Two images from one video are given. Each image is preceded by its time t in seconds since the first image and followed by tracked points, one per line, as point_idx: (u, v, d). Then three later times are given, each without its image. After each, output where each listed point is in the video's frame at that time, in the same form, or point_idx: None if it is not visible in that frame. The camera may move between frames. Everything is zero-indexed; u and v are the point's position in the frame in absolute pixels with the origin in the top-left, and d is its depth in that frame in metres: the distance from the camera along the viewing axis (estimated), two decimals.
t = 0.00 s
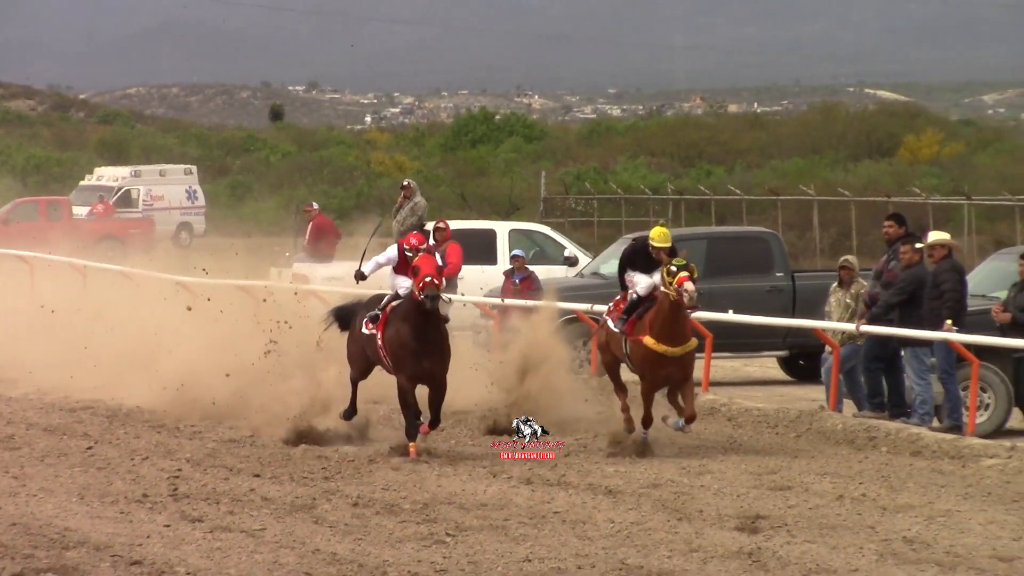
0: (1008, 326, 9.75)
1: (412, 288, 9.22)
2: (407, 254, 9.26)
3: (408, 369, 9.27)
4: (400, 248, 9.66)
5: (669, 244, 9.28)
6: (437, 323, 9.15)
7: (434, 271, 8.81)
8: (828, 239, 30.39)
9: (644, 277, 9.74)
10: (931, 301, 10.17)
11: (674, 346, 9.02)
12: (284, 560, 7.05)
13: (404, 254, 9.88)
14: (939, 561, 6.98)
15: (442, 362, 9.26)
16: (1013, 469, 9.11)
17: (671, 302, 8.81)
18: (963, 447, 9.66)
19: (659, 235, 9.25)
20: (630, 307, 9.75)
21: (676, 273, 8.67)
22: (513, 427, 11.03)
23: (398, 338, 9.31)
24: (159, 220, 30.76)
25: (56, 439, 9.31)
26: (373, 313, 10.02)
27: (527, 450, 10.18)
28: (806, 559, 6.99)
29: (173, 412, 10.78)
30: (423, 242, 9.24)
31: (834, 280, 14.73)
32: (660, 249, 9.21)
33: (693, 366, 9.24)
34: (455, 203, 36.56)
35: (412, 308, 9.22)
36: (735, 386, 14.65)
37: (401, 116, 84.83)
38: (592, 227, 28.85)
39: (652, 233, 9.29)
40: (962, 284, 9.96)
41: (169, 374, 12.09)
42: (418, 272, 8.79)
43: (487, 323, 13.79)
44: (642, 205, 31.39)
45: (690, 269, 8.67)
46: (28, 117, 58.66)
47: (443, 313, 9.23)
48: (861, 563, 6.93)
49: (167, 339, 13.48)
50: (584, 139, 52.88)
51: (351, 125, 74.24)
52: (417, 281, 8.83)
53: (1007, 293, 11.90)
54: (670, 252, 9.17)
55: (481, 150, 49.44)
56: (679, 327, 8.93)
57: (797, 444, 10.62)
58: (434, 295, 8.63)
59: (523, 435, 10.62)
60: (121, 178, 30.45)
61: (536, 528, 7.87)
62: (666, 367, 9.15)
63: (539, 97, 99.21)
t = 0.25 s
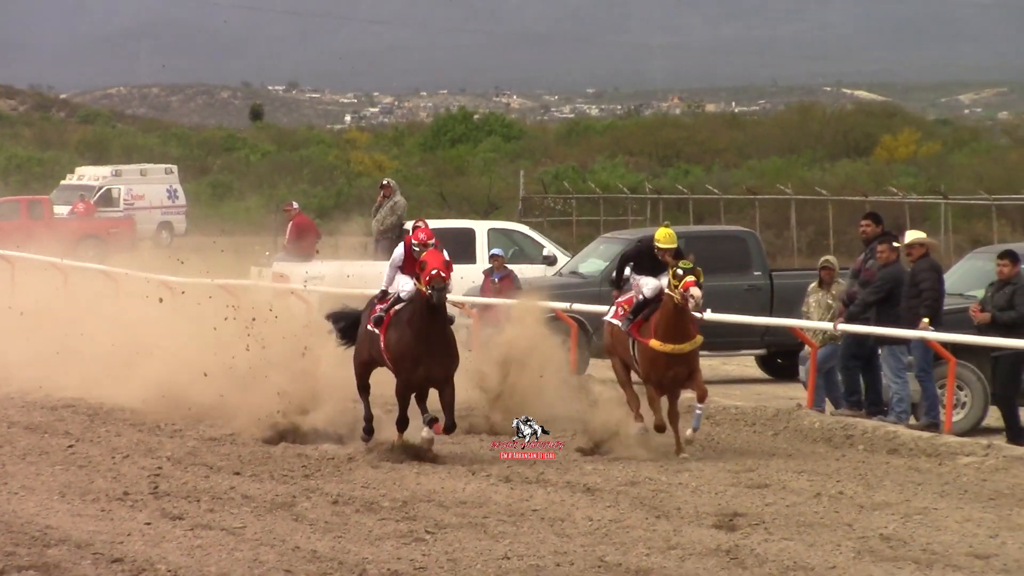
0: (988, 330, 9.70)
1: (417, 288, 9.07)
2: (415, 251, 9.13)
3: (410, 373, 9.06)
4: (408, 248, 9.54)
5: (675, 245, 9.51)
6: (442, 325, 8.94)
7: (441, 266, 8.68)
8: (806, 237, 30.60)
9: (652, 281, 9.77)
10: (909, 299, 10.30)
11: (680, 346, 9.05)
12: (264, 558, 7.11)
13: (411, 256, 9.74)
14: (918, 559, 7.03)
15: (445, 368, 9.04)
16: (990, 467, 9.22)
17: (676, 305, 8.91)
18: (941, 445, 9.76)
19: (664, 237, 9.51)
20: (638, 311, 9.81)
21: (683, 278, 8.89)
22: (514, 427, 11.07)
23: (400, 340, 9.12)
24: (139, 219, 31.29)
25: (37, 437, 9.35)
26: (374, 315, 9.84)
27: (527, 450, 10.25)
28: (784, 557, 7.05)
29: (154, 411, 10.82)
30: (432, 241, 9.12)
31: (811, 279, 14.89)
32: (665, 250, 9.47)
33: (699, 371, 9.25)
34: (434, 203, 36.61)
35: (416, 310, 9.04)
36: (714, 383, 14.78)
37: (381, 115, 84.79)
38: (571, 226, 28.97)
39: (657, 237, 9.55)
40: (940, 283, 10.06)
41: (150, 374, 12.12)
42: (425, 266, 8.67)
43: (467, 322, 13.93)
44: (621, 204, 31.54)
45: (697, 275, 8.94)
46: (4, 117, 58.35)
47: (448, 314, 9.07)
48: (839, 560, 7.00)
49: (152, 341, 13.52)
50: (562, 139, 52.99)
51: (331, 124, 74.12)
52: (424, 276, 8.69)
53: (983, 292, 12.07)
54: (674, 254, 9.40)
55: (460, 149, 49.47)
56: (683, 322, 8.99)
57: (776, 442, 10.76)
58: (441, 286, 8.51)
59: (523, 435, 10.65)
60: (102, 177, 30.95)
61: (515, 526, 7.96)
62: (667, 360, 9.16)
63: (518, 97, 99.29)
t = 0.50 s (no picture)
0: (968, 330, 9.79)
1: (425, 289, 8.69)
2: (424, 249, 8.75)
3: (416, 377, 8.70)
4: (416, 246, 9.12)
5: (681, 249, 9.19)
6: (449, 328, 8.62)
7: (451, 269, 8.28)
8: (784, 236, 30.81)
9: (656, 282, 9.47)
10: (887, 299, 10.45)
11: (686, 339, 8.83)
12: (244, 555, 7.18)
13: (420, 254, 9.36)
14: (895, 556, 7.06)
15: (453, 372, 8.71)
16: (965, 464, 9.34)
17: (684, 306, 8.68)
18: (918, 443, 9.87)
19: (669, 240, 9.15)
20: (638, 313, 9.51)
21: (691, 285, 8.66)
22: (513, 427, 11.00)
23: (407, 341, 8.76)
24: (121, 219, 31.39)
25: (18, 436, 9.40)
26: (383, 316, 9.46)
27: (527, 450, 10.26)
28: (761, 553, 7.12)
29: (134, 409, 10.90)
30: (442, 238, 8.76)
31: (787, 278, 15.06)
32: (671, 254, 9.13)
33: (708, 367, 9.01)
34: (413, 202, 36.68)
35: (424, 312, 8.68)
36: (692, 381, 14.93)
37: (361, 115, 84.72)
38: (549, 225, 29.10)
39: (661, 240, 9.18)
40: (918, 282, 10.25)
41: (131, 374, 12.18)
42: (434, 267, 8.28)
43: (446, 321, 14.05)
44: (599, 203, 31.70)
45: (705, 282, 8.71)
46: None
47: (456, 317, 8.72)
48: (815, 556, 7.06)
49: (132, 342, 13.57)
50: (541, 139, 53.11)
51: (311, 125, 74.03)
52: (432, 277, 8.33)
53: (959, 290, 12.22)
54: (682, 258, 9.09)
55: (439, 148, 49.53)
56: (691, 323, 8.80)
57: (752, 440, 10.89)
58: (450, 291, 8.12)
59: (523, 435, 10.64)
60: (83, 177, 30.96)
61: (494, 523, 8.05)
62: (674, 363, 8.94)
63: (497, 97, 99.36)
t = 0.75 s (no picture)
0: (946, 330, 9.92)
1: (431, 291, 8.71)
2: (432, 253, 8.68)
3: (425, 378, 8.72)
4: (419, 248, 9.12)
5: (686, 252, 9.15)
6: (455, 330, 8.64)
7: (458, 274, 8.35)
8: (761, 235, 31.01)
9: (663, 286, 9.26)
10: (864, 298, 10.59)
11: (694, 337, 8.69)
12: (223, 553, 7.24)
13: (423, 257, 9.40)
14: (872, 553, 7.10)
15: (462, 372, 8.71)
16: (940, 462, 9.49)
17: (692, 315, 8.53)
18: (893, 441, 10.00)
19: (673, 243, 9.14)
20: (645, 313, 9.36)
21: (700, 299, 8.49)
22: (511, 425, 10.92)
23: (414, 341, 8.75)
24: (101, 218, 31.39)
25: None
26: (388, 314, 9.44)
27: (527, 451, 10.28)
28: (737, 550, 7.18)
29: (114, 409, 10.95)
30: (449, 239, 8.73)
31: (764, 278, 15.20)
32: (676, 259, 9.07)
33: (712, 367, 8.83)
34: (391, 201, 36.73)
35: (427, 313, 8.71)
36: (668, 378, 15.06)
37: (340, 114, 84.57)
38: (527, 224, 29.21)
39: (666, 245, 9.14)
40: (895, 280, 10.41)
41: (109, 377, 12.24)
42: (442, 274, 8.33)
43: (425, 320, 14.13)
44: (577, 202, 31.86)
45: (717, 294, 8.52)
46: None
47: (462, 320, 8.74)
48: (790, 553, 7.11)
49: (112, 343, 13.63)
50: (518, 138, 53.24)
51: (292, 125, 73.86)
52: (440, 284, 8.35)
53: (935, 289, 12.36)
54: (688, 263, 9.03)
55: (418, 148, 49.62)
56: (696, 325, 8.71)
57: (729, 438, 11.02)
58: (458, 299, 8.18)
59: (522, 436, 10.60)
60: (63, 176, 30.90)
61: (472, 522, 8.13)
62: (679, 366, 8.87)
63: (475, 97, 99.35)
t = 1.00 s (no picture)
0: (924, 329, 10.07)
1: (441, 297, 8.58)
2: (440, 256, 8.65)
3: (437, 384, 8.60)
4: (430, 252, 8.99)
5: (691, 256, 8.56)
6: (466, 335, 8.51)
7: (466, 284, 8.26)
8: (737, 234, 31.24)
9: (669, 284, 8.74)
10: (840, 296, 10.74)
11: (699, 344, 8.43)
12: (202, 550, 7.32)
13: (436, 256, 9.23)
14: (846, 551, 7.20)
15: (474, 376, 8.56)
16: (915, 460, 9.65)
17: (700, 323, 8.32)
18: (868, 439, 10.16)
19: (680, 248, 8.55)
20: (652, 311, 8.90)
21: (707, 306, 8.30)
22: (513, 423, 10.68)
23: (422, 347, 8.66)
24: (81, 218, 31.37)
25: None
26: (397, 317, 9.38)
27: (524, 451, 10.16)
28: (712, 548, 7.28)
29: (93, 408, 11.03)
30: (457, 243, 8.64)
31: (740, 276, 15.37)
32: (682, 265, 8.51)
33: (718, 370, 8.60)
34: (369, 201, 36.79)
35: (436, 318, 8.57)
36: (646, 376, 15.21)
37: (318, 114, 84.47)
38: (504, 223, 29.35)
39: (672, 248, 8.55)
40: (872, 280, 10.54)
41: (88, 378, 12.32)
42: (449, 285, 8.24)
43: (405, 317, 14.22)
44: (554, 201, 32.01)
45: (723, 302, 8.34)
46: None
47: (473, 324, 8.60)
48: (764, 550, 7.21)
49: (93, 344, 13.72)
50: (496, 138, 53.36)
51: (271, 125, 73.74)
52: (449, 292, 8.28)
53: (909, 288, 12.55)
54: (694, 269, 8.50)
55: (396, 147, 49.69)
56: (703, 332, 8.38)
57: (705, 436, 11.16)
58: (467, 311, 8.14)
59: (522, 436, 10.35)
60: (43, 176, 30.86)
61: (450, 519, 8.23)
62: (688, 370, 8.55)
63: (453, 96, 99.37)
